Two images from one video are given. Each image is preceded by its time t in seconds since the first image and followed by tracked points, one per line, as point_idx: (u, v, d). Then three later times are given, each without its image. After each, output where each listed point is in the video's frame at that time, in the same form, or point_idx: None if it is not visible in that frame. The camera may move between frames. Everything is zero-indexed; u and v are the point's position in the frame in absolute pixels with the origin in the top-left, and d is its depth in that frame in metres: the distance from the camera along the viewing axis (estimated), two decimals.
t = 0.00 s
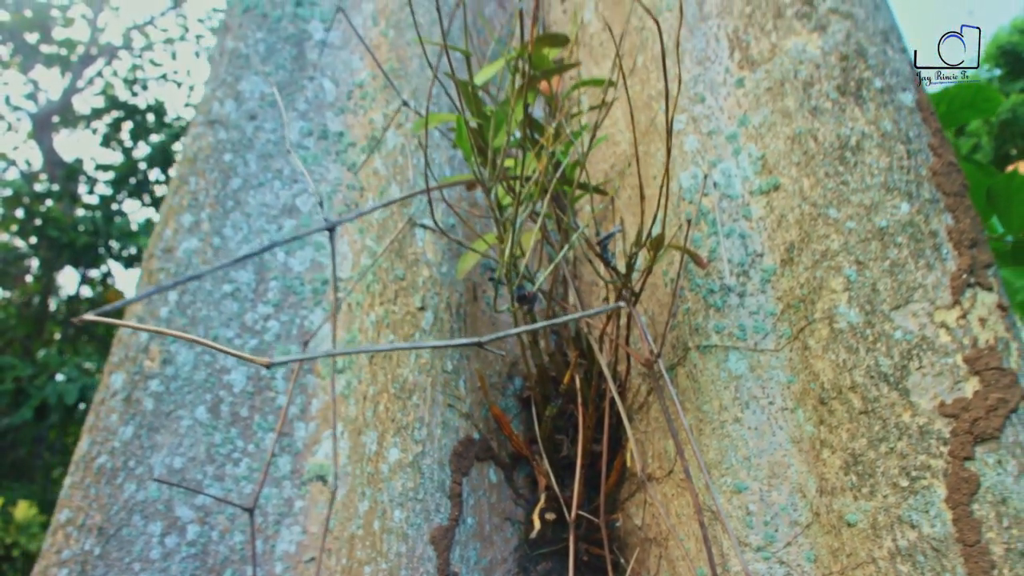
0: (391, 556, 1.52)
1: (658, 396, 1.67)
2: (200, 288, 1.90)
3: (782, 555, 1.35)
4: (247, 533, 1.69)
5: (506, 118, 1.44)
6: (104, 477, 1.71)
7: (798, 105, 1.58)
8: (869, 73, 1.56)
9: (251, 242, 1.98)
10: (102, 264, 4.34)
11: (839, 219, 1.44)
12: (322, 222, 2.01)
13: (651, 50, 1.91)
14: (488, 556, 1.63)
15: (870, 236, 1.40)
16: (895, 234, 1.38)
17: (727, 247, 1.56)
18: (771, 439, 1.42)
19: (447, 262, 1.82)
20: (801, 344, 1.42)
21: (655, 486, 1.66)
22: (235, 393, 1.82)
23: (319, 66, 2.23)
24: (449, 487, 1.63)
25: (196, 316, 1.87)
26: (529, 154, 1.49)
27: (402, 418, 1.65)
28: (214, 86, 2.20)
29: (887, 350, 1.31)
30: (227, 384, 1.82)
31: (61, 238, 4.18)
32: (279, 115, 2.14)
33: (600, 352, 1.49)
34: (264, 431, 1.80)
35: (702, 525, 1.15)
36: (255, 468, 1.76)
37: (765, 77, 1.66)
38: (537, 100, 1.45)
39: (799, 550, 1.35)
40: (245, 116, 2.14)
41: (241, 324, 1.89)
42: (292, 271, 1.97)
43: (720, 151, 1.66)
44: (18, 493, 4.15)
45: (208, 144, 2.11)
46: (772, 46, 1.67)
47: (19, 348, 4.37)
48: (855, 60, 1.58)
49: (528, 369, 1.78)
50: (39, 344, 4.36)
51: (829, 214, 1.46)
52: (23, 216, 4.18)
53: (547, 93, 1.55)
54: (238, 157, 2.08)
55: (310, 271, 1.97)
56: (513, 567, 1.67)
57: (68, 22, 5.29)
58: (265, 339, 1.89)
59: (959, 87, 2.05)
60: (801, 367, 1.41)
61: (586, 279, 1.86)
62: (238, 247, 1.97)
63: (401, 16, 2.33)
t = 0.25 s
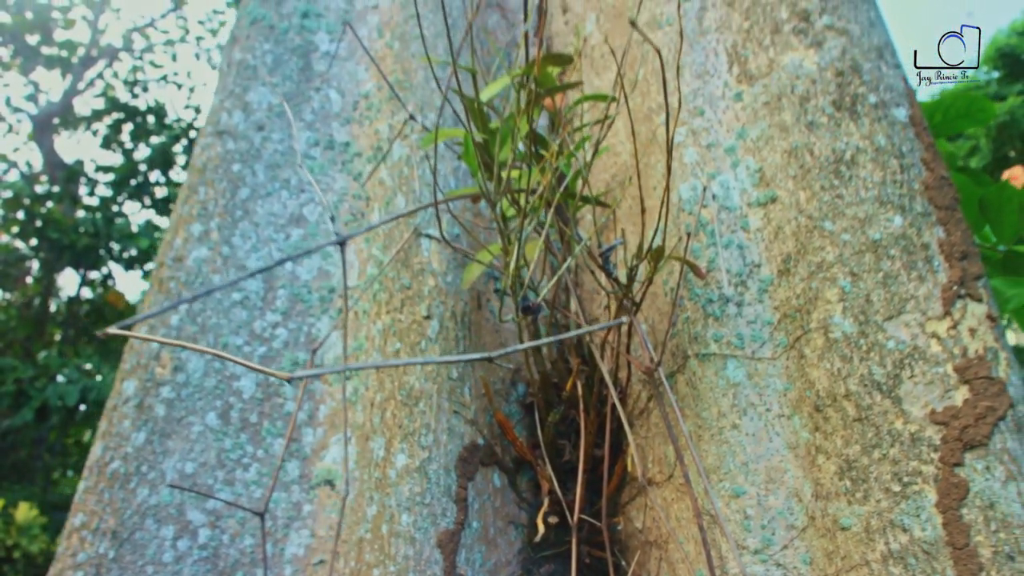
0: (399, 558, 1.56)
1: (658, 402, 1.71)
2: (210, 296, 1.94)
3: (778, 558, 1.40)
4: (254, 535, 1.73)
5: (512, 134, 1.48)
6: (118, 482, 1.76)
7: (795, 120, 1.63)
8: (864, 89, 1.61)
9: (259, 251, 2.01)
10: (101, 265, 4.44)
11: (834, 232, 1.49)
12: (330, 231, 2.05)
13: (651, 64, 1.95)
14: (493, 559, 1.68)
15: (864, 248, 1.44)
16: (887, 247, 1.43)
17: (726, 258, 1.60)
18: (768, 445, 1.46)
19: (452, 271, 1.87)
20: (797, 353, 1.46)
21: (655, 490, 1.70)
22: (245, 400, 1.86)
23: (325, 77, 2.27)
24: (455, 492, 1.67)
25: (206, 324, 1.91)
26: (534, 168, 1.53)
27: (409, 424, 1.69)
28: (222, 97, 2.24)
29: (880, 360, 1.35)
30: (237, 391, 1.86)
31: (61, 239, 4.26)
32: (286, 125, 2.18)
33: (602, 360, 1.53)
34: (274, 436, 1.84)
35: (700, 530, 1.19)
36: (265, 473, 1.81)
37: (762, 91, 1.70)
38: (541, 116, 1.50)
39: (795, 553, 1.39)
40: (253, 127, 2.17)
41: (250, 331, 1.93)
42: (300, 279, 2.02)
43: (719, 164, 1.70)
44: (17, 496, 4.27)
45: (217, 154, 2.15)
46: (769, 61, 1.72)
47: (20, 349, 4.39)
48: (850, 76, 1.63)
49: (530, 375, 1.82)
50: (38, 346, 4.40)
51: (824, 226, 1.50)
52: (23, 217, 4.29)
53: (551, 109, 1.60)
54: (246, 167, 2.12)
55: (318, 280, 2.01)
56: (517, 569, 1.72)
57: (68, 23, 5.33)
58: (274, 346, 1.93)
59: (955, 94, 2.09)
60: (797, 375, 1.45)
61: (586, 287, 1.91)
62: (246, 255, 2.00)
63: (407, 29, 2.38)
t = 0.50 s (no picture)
0: (403, 562, 1.61)
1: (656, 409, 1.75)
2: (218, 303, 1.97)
3: (773, 562, 1.44)
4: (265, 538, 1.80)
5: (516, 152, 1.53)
6: (129, 487, 1.79)
7: (791, 135, 1.67)
8: (858, 106, 1.66)
9: (266, 260, 2.05)
10: (101, 265, 4.62)
11: (828, 245, 1.53)
12: (335, 241, 2.12)
13: (651, 76, 1.97)
14: (496, 561, 1.72)
15: (858, 261, 1.49)
16: (880, 261, 1.47)
17: (723, 269, 1.64)
18: (764, 452, 1.50)
19: (457, 280, 1.89)
20: (791, 363, 1.50)
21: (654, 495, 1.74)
22: (253, 405, 1.91)
23: (331, 89, 2.32)
24: (460, 497, 1.70)
25: (214, 331, 1.93)
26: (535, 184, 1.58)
27: (414, 430, 1.74)
28: (229, 107, 2.28)
29: (872, 371, 1.39)
30: (245, 397, 1.91)
31: (61, 241, 4.49)
32: (292, 136, 2.22)
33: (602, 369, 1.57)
34: (281, 441, 1.89)
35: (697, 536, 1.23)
36: (272, 478, 1.86)
37: (759, 106, 1.74)
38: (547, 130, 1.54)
39: (789, 557, 1.43)
40: (260, 137, 2.21)
41: (257, 338, 1.96)
42: (306, 287, 2.06)
43: (717, 177, 1.73)
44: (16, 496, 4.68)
45: (224, 163, 2.18)
46: (767, 77, 1.76)
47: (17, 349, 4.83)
48: (844, 92, 1.68)
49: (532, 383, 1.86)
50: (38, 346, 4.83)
51: (819, 240, 1.55)
52: (24, 218, 4.54)
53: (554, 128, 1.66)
54: (254, 177, 2.15)
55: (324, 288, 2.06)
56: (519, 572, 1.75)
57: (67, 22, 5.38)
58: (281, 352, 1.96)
59: (948, 106, 2.13)
60: (792, 384, 1.49)
61: (586, 295, 1.94)
62: (254, 264, 2.04)
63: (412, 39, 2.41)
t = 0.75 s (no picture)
0: (409, 565, 1.65)
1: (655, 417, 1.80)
2: (227, 311, 2.02)
3: (768, 567, 1.48)
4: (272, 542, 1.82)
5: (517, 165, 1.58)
6: (139, 490, 1.84)
7: (787, 151, 1.72)
8: (852, 124, 1.70)
9: (273, 268, 2.10)
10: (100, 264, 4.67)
11: (822, 260, 1.58)
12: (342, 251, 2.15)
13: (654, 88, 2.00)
14: (497, 565, 1.77)
15: (851, 276, 1.53)
16: (873, 276, 1.52)
17: (721, 281, 1.69)
18: (759, 460, 1.55)
19: (460, 291, 1.95)
20: (786, 374, 1.55)
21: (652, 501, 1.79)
22: (261, 411, 1.95)
23: (337, 100, 2.36)
24: (463, 502, 1.75)
25: (223, 338, 1.97)
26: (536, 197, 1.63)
27: (420, 437, 1.78)
28: (237, 118, 2.32)
29: (864, 383, 1.44)
30: (253, 403, 1.95)
31: (61, 239, 4.54)
32: (299, 146, 2.27)
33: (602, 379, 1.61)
34: (287, 447, 1.93)
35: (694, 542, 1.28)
36: (279, 482, 1.89)
37: (757, 123, 1.79)
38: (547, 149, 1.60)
39: (783, 562, 1.47)
40: (267, 148, 2.26)
41: (266, 346, 2.00)
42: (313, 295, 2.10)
43: (715, 191, 1.78)
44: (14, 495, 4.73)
45: (233, 173, 2.23)
46: (764, 94, 1.81)
47: (15, 348, 4.86)
48: (839, 111, 1.72)
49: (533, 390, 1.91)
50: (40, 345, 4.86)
51: (814, 255, 1.59)
52: (24, 216, 4.59)
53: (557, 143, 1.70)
54: (261, 187, 2.19)
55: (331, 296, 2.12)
56: None
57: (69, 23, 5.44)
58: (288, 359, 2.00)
59: (941, 119, 2.17)
60: (787, 395, 1.54)
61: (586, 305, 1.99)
62: (262, 272, 2.08)
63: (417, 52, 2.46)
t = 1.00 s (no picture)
0: (413, 569, 1.69)
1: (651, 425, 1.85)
2: (234, 320, 2.07)
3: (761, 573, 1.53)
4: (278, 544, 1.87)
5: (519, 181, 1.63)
6: (148, 494, 1.88)
7: (782, 168, 1.77)
8: (844, 142, 1.75)
9: (279, 277, 2.14)
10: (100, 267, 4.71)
11: (815, 274, 1.62)
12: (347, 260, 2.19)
13: (651, 106, 2.06)
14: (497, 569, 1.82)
15: (842, 291, 1.58)
16: (863, 291, 1.57)
17: (717, 294, 1.73)
18: (753, 469, 1.59)
19: (463, 301, 2.00)
20: (779, 385, 1.60)
21: (648, 507, 1.84)
22: (267, 418, 1.98)
23: (342, 112, 2.41)
24: (464, 508, 1.80)
25: (230, 347, 2.01)
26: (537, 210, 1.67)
27: (423, 445, 1.82)
28: (244, 129, 2.37)
29: (854, 395, 1.49)
30: (259, 410, 1.98)
31: (61, 242, 4.59)
32: (305, 157, 2.31)
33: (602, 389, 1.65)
34: (292, 452, 1.96)
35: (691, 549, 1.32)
36: (284, 487, 1.93)
37: (752, 139, 1.84)
38: (548, 167, 1.66)
39: (775, 568, 1.52)
40: (274, 159, 2.30)
41: (272, 354, 2.05)
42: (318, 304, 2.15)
43: (711, 206, 1.82)
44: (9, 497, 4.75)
45: (240, 184, 2.27)
46: (760, 111, 1.86)
47: (15, 349, 4.94)
48: (832, 129, 1.77)
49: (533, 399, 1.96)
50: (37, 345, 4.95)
51: (807, 269, 1.64)
52: (25, 219, 4.65)
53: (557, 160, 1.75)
54: (268, 198, 2.24)
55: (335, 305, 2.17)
56: None
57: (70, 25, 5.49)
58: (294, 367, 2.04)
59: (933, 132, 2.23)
60: (780, 406, 1.59)
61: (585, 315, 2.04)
62: (268, 281, 2.13)
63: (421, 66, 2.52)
